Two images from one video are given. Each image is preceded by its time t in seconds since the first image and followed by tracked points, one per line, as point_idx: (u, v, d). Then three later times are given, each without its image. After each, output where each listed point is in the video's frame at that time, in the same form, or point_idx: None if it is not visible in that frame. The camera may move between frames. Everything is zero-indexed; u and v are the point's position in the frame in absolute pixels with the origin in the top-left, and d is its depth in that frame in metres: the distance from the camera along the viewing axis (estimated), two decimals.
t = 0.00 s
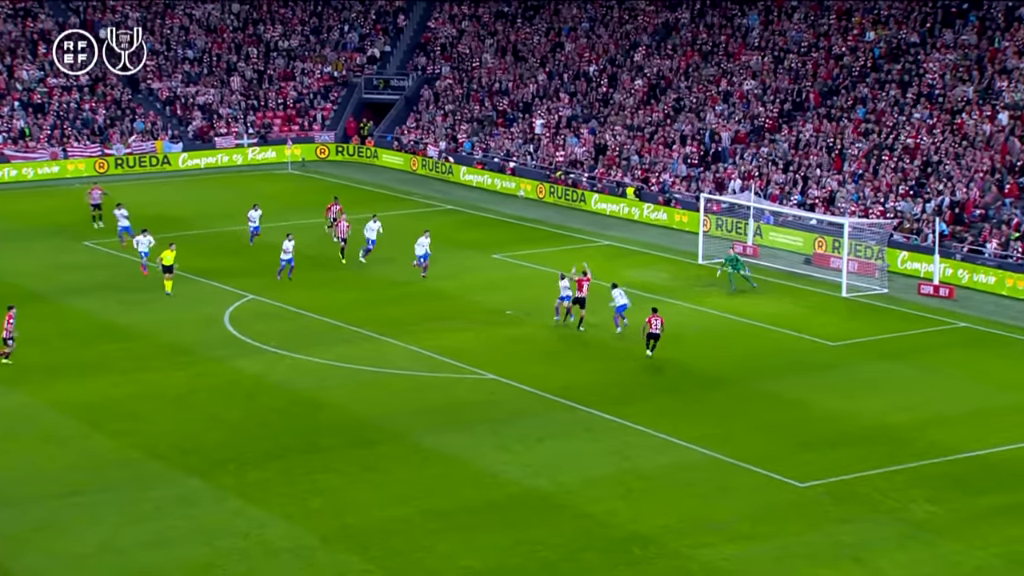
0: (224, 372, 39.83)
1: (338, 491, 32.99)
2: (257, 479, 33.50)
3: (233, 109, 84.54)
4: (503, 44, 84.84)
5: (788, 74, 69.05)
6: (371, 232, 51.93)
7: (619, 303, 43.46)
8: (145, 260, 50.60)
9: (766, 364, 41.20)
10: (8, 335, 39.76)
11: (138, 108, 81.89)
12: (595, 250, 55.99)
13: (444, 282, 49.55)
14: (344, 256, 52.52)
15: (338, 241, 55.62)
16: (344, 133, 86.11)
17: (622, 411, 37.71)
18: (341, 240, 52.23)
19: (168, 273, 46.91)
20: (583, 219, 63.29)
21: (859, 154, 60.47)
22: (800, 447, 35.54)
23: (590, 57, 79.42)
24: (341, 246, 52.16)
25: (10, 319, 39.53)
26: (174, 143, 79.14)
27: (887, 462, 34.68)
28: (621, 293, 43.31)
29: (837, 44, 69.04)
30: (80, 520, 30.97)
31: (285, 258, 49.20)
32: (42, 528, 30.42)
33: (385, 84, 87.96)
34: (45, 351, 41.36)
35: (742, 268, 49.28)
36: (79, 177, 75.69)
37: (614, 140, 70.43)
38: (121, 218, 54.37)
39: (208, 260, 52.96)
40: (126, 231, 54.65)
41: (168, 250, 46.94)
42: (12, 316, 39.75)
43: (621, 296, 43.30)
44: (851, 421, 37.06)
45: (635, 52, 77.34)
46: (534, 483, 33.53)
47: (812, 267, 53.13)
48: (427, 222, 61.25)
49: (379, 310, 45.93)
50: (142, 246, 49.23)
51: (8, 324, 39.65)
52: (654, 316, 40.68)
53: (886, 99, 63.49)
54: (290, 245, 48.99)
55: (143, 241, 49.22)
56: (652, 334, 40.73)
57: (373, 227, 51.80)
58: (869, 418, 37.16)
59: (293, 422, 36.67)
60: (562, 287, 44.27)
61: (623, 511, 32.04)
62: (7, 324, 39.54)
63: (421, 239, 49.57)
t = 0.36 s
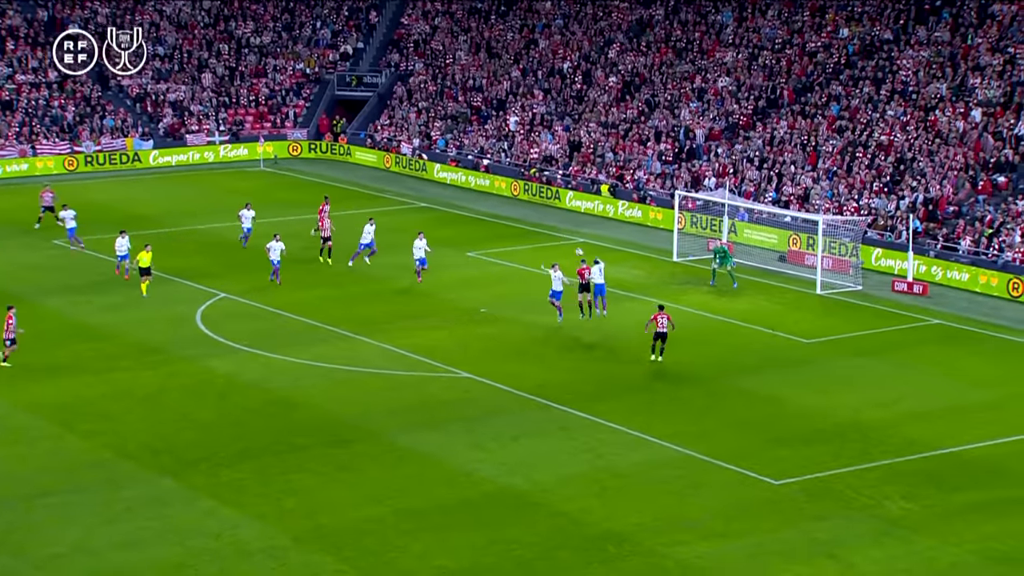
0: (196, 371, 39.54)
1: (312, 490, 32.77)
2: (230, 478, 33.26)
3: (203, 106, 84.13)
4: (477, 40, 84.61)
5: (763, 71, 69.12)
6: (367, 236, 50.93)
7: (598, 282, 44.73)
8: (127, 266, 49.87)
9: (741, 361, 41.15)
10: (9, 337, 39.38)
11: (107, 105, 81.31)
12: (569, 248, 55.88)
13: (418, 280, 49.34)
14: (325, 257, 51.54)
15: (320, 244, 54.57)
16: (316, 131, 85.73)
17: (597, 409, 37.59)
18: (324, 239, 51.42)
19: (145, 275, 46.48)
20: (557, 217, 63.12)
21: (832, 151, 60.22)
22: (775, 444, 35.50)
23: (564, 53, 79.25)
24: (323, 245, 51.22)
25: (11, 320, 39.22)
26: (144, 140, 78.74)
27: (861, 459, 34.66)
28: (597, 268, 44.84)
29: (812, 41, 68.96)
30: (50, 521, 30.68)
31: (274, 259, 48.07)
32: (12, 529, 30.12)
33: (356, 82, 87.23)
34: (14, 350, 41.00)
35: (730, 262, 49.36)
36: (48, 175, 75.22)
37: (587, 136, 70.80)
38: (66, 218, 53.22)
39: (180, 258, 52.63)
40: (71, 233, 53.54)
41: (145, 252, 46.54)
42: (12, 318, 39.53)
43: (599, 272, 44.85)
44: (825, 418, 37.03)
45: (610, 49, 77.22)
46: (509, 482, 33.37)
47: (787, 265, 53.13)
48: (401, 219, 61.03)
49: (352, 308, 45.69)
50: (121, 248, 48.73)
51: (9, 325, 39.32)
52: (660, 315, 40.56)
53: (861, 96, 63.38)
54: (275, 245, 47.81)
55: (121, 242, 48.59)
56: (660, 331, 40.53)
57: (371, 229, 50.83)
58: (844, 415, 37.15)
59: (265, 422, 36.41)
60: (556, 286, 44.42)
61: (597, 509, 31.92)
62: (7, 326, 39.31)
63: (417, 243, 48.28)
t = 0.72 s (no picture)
0: (161, 372, 37.95)
1: (281, 497, 31.25)
2: (196, 485, 31.71)
3: (168, 96, 82.36)
4: (455, 26, 82.97)
5: (752, 59, 67.65)
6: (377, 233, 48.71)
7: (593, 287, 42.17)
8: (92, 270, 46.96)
9: (729, 361, 39.76)
10: None
11: (67, 95, 79.45)
12: (548, 243, 54.49)
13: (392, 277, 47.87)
14: (304, 262, 48.69)
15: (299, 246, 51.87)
16: (286, 121, 83.94)
17: (578, 411, 36.15)
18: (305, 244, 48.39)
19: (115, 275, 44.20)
20: (537, 211, 61.69)
21: (825, 141, 59.07)
22: (764, 447, 34.13)
23: (545, 40, 77.72)
24: (304, 251, 48.30)
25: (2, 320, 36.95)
26: (105, 131, 76.73)
27: (854, 462, 33.33)
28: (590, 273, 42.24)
29: (802, 27, 67.24)
30: (4, 531, 29.08)
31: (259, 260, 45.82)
32: None
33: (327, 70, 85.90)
34: None
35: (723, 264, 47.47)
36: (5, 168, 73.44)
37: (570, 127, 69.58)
38: None
39: (144, 254, 51.00)
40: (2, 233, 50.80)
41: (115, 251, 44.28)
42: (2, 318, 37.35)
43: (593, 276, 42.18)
44: (816, 419, 35.69)
45: (592, 36, 75.69)
46: (487, 487, 31.92)
47: (777, 260, 51.91)
48: (375, 213, 59.51)
49: (324, 306, 44.17)
50: (89, 248, 45.85)
51: None
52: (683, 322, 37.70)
53: (853, 85, 61.79)
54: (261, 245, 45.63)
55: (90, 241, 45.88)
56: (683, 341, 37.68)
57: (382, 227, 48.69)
58: (835, 417, 35.81)
59: (233, 425, 34.86)
60: (556, 299, 41.36)
61: (581, 515, 30.48)
62: None
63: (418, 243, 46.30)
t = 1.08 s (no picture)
0: (133, 373, 36.67)
1: (257, 503, 30.04)
2: (169, 490, 30.47)
3: (139, 87, 80.62)
4: (437, 15, 81.57)
5: (743, 48, 66.34)
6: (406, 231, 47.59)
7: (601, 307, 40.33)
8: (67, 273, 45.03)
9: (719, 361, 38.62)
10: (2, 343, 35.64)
11: (34, 86, 77.24)
12: (533, 239, 53.36)
13: (371, 275, 46.69)
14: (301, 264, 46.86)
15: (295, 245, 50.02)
16: (262, 113, 82.60)
17: (564, 413, 35.01)
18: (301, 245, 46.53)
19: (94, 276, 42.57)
20: (522, 206, 60.56)
21: (818, 134, 57.89)
22: (757, 450, 33.03)
23: (530, 30, 76.52)
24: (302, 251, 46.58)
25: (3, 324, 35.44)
26: (74, 124, 75.11)
27: (849, 465, 32.22)
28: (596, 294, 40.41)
29: (796, 16, 65.98)
30: None
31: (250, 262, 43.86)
32: None
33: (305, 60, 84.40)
34: None
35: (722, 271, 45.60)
36: None
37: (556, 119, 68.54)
38: None
39: (113, 252, 49.62)
40: None
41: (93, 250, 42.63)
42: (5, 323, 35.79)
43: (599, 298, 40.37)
44: (810, 421, 34.61)
45: (579, 25, 74.47)
46: (471, 492, 30.74)
47: (770, 256, 50.92)
48: (353, 209, 58.27)
49: (301, 305, 42.94)
50: (65, 251, 44.00)
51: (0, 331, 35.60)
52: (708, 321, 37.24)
53: (848, 75, 60.48)
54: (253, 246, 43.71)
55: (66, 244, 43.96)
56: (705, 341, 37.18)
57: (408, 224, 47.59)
58: (829, 418, 34.73)
59: (207, 428, 33.63)
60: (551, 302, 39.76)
61: (569, 520, 29.33)
62: None
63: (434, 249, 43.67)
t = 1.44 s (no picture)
0: (109, 375, 35.53)
1: (236, 508, 28.93)
2: (146, 495, 29.35)
3: (114, 79, 79.10)
4: (423, 4, 80.25)
5: (739, 39, 65.27)
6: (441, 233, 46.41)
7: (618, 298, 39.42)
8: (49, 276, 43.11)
9: (712, 362, 37.59)
10: (11, 351, 34.32)
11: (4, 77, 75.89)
12: (522, 235, 52.30)
13: (353, 273, 45.60)
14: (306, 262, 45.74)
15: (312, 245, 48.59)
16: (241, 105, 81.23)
17: (553, 415, 33.93)
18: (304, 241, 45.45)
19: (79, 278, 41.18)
20: (510, 202, 59.47)
21: (816, 128, 57.11)
22: (753, 452, 31.99)
23: (518, 19, 75.38)
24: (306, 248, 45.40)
25: (13, 330, 34.20)
26: (46, 116, 73.54)
27: (848, 469, 31.19)
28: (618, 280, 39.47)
29: (793, 5, 64.84)
30: None
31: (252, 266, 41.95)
32: None
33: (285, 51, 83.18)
34: None
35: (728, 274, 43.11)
36: None
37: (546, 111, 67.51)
38: None
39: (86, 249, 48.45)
40: None
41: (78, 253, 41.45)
42: (12, 328, 34.55)
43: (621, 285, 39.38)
44: (807, 423, 33.59)
45: (569, 15, 73.33)
46: (458, 497, 29.66)
47: (766, 253, 49.96)
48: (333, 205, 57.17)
49: (282, 304, 41.80)
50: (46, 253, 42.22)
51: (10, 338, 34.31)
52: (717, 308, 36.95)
53: (847, 66, 59.55)
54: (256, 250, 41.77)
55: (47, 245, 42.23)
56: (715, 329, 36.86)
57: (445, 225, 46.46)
58: (826, 420, 33.71)
59: (184, 431, 32.51)
60: (552, 309, 38.22)
61: (560, 527, 28.24)
62: (8, 338, 34.31)
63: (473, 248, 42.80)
